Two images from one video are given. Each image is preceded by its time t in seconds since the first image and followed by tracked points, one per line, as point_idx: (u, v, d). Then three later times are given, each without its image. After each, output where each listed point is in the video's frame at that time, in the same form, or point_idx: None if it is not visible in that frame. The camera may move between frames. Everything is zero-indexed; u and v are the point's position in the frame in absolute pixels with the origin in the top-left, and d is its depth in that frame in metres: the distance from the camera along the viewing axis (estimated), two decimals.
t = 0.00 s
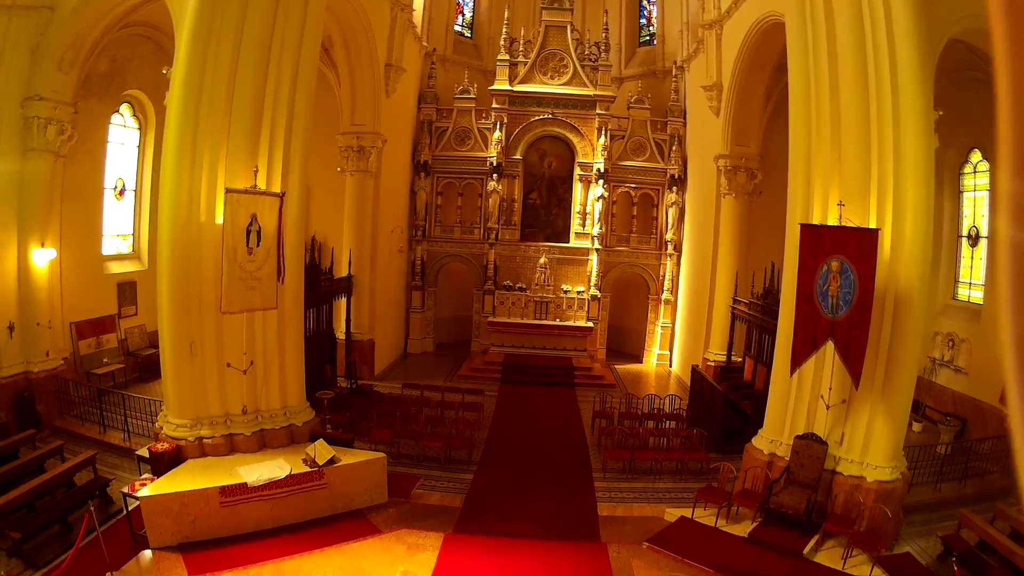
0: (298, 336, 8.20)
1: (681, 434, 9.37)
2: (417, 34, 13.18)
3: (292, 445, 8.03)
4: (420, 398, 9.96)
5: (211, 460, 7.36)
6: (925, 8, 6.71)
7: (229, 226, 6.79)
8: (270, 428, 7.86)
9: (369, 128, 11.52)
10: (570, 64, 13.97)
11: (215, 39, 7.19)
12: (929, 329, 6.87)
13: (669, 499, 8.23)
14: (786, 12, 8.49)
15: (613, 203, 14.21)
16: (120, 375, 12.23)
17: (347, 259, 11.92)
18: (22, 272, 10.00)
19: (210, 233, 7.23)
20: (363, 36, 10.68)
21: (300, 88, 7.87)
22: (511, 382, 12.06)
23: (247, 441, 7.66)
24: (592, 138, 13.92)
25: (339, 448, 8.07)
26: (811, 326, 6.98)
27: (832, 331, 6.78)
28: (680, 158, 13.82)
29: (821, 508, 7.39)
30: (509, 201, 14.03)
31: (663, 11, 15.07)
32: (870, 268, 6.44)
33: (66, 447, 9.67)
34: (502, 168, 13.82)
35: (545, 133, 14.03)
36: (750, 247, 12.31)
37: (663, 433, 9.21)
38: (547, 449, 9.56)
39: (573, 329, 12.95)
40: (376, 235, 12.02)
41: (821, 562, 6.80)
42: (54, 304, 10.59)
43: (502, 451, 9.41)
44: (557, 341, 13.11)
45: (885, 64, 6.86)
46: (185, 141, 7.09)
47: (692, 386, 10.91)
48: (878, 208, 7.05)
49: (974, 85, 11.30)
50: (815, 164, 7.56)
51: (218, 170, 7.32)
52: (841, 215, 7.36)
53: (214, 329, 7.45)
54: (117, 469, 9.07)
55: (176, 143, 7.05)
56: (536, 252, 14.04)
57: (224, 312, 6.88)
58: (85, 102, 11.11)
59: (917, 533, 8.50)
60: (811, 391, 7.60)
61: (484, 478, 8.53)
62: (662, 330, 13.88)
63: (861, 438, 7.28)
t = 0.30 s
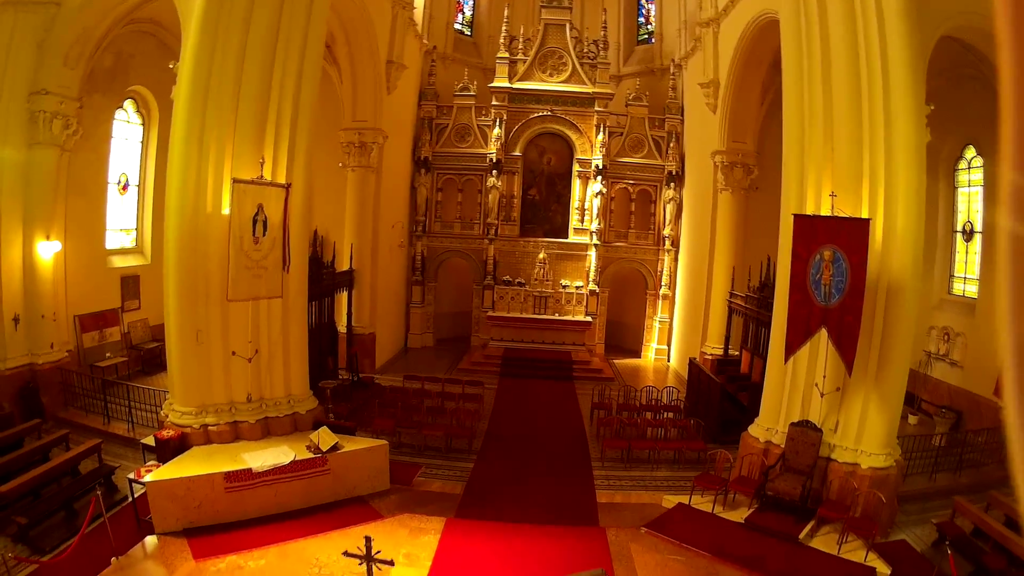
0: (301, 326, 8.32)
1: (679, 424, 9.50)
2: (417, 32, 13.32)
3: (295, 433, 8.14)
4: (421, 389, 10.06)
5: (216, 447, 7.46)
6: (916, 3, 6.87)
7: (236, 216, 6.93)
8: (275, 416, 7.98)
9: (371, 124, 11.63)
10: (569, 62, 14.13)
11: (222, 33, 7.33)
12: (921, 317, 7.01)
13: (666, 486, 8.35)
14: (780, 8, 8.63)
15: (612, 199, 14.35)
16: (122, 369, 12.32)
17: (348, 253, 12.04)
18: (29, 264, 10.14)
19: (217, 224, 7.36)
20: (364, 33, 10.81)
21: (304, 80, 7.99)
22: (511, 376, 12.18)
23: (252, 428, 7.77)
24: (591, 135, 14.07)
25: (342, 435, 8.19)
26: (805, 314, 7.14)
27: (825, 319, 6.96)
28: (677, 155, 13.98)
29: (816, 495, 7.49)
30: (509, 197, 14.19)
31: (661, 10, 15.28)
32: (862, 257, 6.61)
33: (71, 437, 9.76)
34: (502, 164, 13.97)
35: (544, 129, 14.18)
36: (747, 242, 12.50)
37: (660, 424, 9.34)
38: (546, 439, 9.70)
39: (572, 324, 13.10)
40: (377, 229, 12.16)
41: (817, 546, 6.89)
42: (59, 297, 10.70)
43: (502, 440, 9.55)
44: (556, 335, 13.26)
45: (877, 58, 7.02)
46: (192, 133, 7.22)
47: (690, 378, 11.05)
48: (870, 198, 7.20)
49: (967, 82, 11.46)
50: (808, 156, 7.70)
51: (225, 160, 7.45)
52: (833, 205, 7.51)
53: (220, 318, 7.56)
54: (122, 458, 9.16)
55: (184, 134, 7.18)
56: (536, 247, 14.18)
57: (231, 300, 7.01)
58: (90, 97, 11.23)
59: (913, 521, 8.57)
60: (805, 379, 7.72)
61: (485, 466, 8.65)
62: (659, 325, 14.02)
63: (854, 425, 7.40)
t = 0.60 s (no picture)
0: (306, 318, 8.47)
1: (678, 417, 9.63)
2: (419, 32, 13.49)
3: (301, 423, 8.29)
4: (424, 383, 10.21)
5: (223, 436, 7.60)
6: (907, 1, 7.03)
7: (245, 209, 7.09)
8: (280, 406, 8.12)
9: (373, 123, 11.79)
10: (569, 62, 14.29)
11: (229, 30, 7.47)
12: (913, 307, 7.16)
13: (665, 476, 8.48)
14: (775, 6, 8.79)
15: (611, 197, 14.52)
16: (127, 364, 12.44)
17: (351, 250, 12.18)
18: (36, 259, 10.28)
19: (224, 217, 7.51)
20: (367, 32, 10.97)
21: (308, 77, 8.14)
22: (511, 370, 12.32)
23: (258, 418, 7.91)
24: (591, 133, 14.24)
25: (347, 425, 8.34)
26: (798, 305, 7.30)
27: (818, 310, 7.13)
28: (676, 153, 14.16)
29: (811, 483, 7.62)
30: (509, 195, 14.36)
31: (660, 9, 15.48)
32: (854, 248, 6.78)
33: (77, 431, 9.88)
34: (502, 162, 14.14)
35: (544, 128, 14.36)
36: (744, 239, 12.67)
37: (659, 416, 9.47)
38: (546, 431, 9.85)
39: (572, 319, 13.26)
40: (379, 226, 12.30)
41: (812, 533, 7.03)
42: (65, 293, 10.83)
43: (503, 432, 9.70)
44: (556, 331, 13.41)
45: (869, 54, 7.18)
46: (201, 128, 7.38)
47: (688, 371, 11.20)
48: (862, 192, 7.36)
49: (961, 80, 11.62)
50: (801, 150, 7.87)
51: (232, 155, 7.60)
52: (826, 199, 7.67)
53: (227, 310, 7.71)
54: (129, 449, 9.26)
55: (192, 130, 7.33)
56: (536, 244, 14.35)
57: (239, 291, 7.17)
58: (97, 95, 11.38)
59: (909, 511, 8.65)
60: (800, 370, 7.87)
61: (486, 456, 8.77)
62: (659, 321, 14.18)
63: (848, 414, 7.54)
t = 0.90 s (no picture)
0: (312, 310, 8.64)
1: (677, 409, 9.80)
2: (422, 31, 13.66)
3: (307, 413, 8.46)
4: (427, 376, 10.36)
5: (232, 425, 7.76)
6: None
7: (254, 203, 7.25)
8: (287, 397, 8.28)
9: (377, 120, 11.95)
10: (569, 61, 14.45)
11: (238, 28, 7.64)
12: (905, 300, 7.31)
13: (663, 466, 8.64)
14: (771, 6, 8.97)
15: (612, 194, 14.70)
16: (133, 359, 12.58)
17: (355, 245, 12.33)
18: (45, 253, 10.43)
19: (234, 212, 7.69)
20: (371, 31, 11.11)
21: (314, 74, 8.30)
22: (512, 365, 12.47)
23: (266, 408, 8.07)
24: (591, 132, 14.42)
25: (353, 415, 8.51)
26: (792, 297, 7.49)
27: (811, 302, 7.30)
28: (675, 151, 14.33)
29: (806, 472, 7.78)
30: (511, 192, 14.52)
31: (660, 9, 15.65)
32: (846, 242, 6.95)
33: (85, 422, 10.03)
34: (504, 160, 14.30)
35: (545, 126, 14.53)
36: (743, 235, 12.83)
37: (658, 409, 9.64)
38: (547, 422, 10.01)
39: (572, 315, 13.41)
40: (382, 222, 12.44)
41: (807, 520, 7.19)
42: (72, 287, 10.98)
43: (505, 423, 9.86)
44: (557, 326, 13.58)
45: (861, 53, 7.35)
46: (211, 124, 7.55)
47: (687, 365, 11.37)
48: (855, 187, 7.53)
49: (957, 79, 11.77)
50: (796, 147, 8.06)
51: (242, 151, 7.77)
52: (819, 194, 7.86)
53: (235, 302, 7.86)
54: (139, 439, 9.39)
55: (203, 126, 7.52)
56: (537, 241, 14.53)
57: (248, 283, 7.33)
58: (103, 92, 11.52)
59: (903, 502, 8.78)
60: (795, 361, 8.03)
61: (488, 447, 8.93)
62: (658, 317, 14.33)
63: (843, 404, 7.69)
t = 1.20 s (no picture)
0: (316, 302, 8.78)
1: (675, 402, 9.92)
2: (423, 31, 13.82)
3: (312, 403, 8.59)
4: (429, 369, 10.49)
5: (238, 415, 7.88)
6: None
7: (261, 197, 7.39)
8: (292, 387, 8.42)
9: (379, 119, 12.10)
10: (569, 60, 14.61)
11: (245, 25, 7.79)
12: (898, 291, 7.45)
13: (661, 456, 8.75)
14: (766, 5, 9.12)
15: (611, 192, 14.87)
16: (138, 354, 12.69)
17: (357, 242, 12.47)
18: (51, 248, 10.56)
19: (241, 205, 7.84)
20: (373, 31, 11.24)
21: (319, 71, 8.43)
22: (513, 360, 12.61)
23: (271, 399, 8.20)
24: (591, 130, 14.58)
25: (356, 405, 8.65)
26: (787, 289, 7.65)
27: (805, 293, 7.48)
28: (674, 150, 14.49)
29: (802, 461, 7.91)
30: (511, 190, 14.66)
31: (658, 9, 15.83)
32: (839, 234, 7.10)
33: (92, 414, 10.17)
34: (504, 158, 14.45)
35: (545, 125, 14.70)
36: (741, 232, 12.98)
37: (657, 401, 9.76)
38: (548, 415, 10.15)
39: (572, 311, 13.56)
40: (384, 219, 12.58)
41: (803, 508, 7.33)
42: (78, 282, 11.11)
43: (506, 416, 9.99)
44: (557, 323, 13.73)
45: (854, 49, 7.50)
46: (219, 120, 7.70)
47: (686, 360, 11.51)
48: (847, 181, 7.68)
49: (952, 78, 11.91)
50: (791, 141, 8.21)
51: (248, 146, 7.91)
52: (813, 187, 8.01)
53: (242, 294, 8.00)
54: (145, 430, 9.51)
55: (211, 121, 7.67)
56: (537, 239, 14.68)
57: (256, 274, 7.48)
58: (109, 90, 11.66)
59: (898, 491, 8.92)
60: (790, 351, 8.11)
61: (490, 438, 9.06)
62: (657, 314, 14.47)
63: (837, 394, 7.82)
